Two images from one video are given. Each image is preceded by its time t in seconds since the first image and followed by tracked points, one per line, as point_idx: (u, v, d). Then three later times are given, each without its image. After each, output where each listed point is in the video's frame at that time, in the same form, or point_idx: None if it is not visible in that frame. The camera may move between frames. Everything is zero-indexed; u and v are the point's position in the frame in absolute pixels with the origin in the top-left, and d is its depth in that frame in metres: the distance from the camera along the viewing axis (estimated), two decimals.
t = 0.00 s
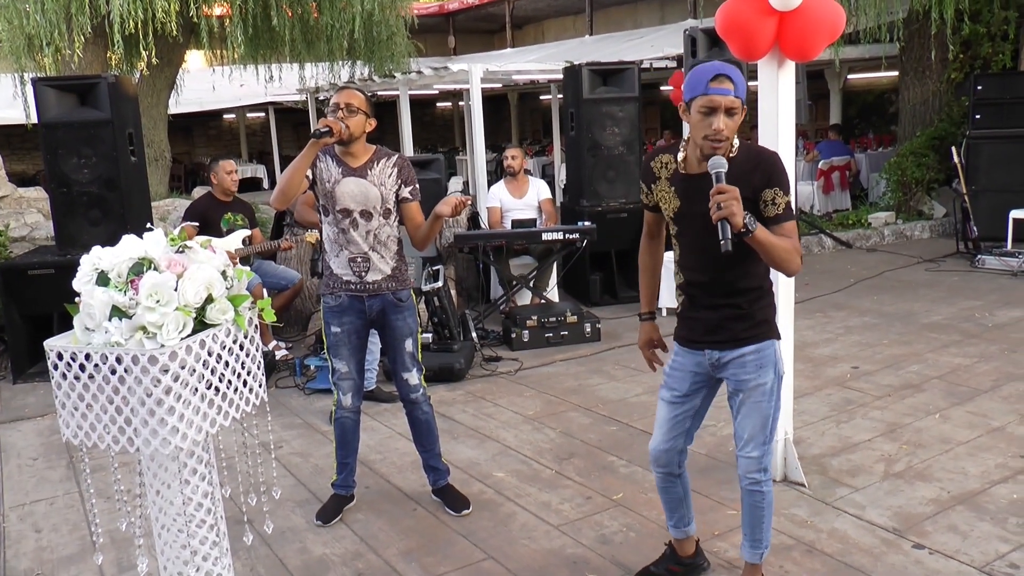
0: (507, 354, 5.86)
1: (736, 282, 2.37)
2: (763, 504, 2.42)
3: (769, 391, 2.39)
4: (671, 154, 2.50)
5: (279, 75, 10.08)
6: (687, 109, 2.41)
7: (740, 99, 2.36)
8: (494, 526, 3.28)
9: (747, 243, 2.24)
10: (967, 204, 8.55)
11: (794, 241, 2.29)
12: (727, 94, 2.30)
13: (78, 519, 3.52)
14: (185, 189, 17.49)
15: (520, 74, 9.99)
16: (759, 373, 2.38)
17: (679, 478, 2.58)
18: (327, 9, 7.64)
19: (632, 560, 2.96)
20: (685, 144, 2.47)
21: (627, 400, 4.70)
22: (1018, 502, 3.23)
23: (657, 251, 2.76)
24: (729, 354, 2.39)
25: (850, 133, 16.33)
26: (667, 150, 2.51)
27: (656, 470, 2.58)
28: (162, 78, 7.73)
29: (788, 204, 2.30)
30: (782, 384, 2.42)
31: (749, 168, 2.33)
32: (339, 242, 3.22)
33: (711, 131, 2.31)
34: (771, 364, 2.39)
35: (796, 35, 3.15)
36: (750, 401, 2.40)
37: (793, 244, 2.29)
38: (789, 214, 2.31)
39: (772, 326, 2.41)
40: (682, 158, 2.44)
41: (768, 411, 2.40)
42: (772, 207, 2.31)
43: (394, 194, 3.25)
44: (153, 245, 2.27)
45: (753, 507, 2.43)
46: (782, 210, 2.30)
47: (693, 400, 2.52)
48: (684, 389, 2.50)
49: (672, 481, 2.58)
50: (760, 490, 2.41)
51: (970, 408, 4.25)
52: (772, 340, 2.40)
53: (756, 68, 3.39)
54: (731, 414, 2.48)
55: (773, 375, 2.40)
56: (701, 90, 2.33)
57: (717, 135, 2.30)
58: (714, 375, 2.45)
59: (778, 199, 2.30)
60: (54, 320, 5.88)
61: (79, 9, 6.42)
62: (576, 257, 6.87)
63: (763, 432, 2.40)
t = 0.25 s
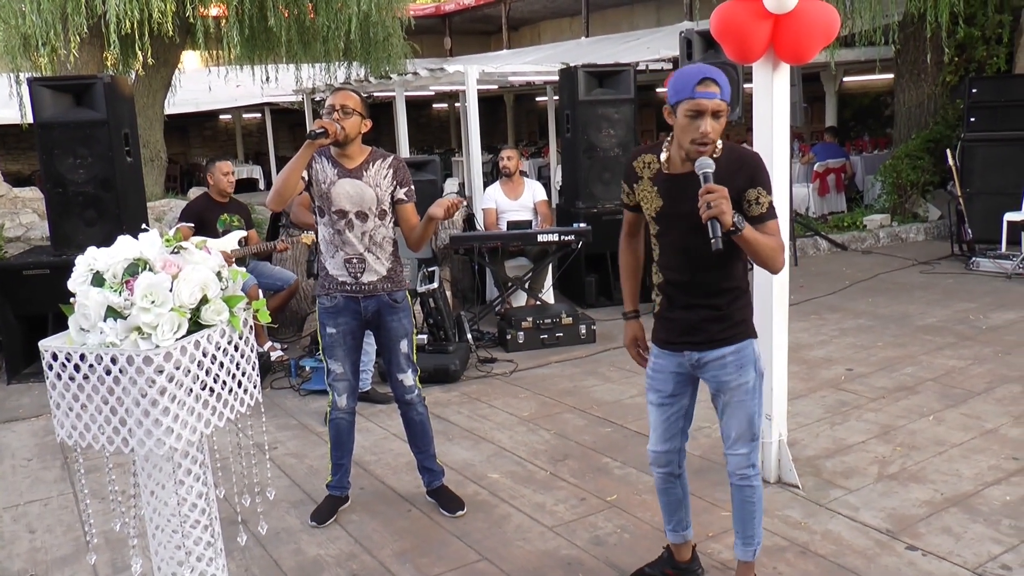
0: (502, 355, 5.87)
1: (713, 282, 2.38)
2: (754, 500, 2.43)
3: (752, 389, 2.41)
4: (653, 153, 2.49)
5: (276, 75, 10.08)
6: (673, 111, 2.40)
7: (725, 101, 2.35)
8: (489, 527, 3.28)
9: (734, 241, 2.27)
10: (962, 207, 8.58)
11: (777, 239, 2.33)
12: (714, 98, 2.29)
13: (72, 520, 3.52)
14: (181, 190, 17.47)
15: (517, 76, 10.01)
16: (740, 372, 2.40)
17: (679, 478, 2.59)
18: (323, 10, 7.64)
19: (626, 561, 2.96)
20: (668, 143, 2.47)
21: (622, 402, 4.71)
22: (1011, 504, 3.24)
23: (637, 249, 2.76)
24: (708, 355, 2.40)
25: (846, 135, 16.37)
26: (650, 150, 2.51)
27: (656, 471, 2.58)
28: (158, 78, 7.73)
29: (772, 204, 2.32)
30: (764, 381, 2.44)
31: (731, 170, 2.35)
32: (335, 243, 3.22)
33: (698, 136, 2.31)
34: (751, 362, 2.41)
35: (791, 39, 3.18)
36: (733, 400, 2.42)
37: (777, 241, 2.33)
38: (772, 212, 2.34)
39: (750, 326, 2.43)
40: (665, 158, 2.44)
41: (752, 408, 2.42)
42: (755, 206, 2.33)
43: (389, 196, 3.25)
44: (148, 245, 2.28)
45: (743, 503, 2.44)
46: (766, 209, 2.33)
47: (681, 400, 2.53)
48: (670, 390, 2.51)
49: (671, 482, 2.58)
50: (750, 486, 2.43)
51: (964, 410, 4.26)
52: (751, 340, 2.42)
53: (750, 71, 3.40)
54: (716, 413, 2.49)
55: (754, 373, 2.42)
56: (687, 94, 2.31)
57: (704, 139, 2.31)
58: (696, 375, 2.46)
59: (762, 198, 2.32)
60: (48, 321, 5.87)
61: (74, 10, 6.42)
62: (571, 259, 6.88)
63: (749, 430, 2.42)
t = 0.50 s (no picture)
0: (498, 357, 5.87)
1: (699, 284, 2.40)
2: (731, 508, 2.43)
3: (731, 388, 2.40)
4: (639, 155, 2.50)
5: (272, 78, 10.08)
6: (642, 120, 2.43)
7: (692, 102, 2.36)
8: (485, 529, 3.28)
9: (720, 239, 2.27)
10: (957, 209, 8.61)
11: (766, 235, 2.33)
12: (676, 102, 2.31)
13: (68, 522, 3.51)
14: (177, 191, 17.44)
15: (513, 78, 10.02)
16: (721, 369, 2.39)
17: (674, 476, 2.60)
18: (319, 12, 7.63)
19: (621, 563, 2.97)
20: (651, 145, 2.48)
21: (618, 404, 4.71)
22: (1005, 506, 3.25)
23: (612, 249, 2.77)
24: (694, 353, 2.41)
25: (841, 137, 16.41)
26: (635, 154, 2.53)
27: (650, 468, 2.59)
28: (154, 80, 7.73)
29: (759, 198, 2.33)
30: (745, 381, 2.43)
31: (715, 169, 2.36)
32: (330, 246, 3.22)
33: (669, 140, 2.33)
34: (734, 361, 2.41)
35: (786, 42, 3.19)
36: (712, 398, 2.41)
37: (765, 235, 2.33)
38: (760, 207, 2.34)
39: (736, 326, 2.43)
40: (648, 161, 2.45)
41: (730, 408, 2.41)
42: (743, 202, 2.34)
43: (385, 198, 3.25)
44: (144, 247, 2.27)
45: (721, 511, 2.44)
46: (754, 204, 2.33)
47: (670, 398, 2.54)
48: (657, 388, 2.52)
49: (666, 479, 2.59)
50: (725, 494, 2.42)
51: (959, 412, 4.28)
52: (735, 341, 2.42)
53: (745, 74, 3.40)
54: (693, 413, 2.49)
55: (736, 373, 2.42)
56: (651, 103, 2.35)
57: (676, 142, 2.31)
58: (681, 374, 2.47)
59: (749, 193, 2.33)
60: (44, 323, 5.86)
61: (70, 11, 6.41)
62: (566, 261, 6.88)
63: (722, 432, 2.41)
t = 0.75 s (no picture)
0: (497, 358, 5.87)
1: (701, 287, 2.40)
2: (729, 513, 2.43)
3: (731, 392, 2.39)
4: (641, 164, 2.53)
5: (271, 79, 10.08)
6: (633, 130, 2.44)
7: (680, 110, 2.36)
8: (484, 530, 3.28)
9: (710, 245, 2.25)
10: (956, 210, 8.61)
11: (762, 241, 2.29)
12: (661, 112, 2.30)
13: (66, 524, 3.50)
14: (176, 193, 17.44)
15: (511, 79, 10.02)
16: (721, 372, 2.39)
17: (671, 478, 2.59)
18: (318, 13, 7.63)
19: (621, 564, 2.97)
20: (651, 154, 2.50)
21: (617, 405, 4.71)
22: (1005, 506, 3.25)
23: (615, 254, 2.76)
24: (694, 355, 2.41)
25: (840, 138, 16.43)
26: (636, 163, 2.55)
27: (647, 469, 2.59)
28: (152, 82, 7.73)
29: (755, 205, 2.31)
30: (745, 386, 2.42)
31: (712, 174, 2.37)
32: (329, 248, 3.22)
33: (658, 150, 2.34)
34: (734, 365, 2.40)
35: (785, 43, 3.19)
36: (711, 401, 2.41)
37: (760, 243, 2.29)
38: (756, 214, 2.32)
39: (738, 330, 2.42)
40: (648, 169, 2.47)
41: (729, 412, 2.40)
42: (738, 209, 2.33)
43: (384, 200, 3.25)
44: (143, 249, 2.27)
45: (719, 516, 2.44)
46: (750, 212, 2.32)
47: (669, 399, 2.54)
48: (657, 388, 2.53)
49: (663, 481, 2.59)
50: (723, 499, 2.41)
51: (958, 413, 4.28)
52: (737, 345, 2.41)
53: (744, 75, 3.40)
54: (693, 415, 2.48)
55: (736, 377, 2.41)
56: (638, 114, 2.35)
57: (665, 152, 2.32)
58: (681, 376, 2.47)
59: (744, 201, 2.32)
60: (42, 324, 5.86)
61: (69, 13, 6.41)
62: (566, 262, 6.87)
63: (721, 436, 2.41)
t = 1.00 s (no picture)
0: (498, 358, 5.87)
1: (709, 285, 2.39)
2: (741, 510, 2.44)
3: (744, 393, 2.39)
4: (659, 154, 2.53)
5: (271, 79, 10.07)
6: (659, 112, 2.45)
7: (708, 96, 2.38)
8: (485, 530, 3.28)
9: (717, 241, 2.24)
10: (957, 209, 8.62)
11: (772, 241, 2.27)
12: (689, 91, 2.33)
13: (67, 524, 3.50)
14: (176, 192, 17.43)
15: (512, 78, 10.01)
16: (734, 374, 2.39)
17: (682, 475, 2.60)
18: (318, 13, 7.62)
19: (623, 564, 2.96)
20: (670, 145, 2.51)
21: (618, 405, 4.71)
22: (1007, 505, 3.25)
23: (638, 251, 2.75)
24: (705, 355, 2.40)
25: (840, 138, 16.42)
26: (654, 155, 2.55)
27: (660, 466, 2.60)
28: (152, 81, 7.72)
29: (767, 204, 2.30)
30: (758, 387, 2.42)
31: (728, 167, 2.36)
32: (330, 247, 3.22)
33: (680, 131, 2.35)
34: (747, 366, 2.39)
35: (785, 42, 3.20)
36: (724, 402, 2.41)
37: (769, 242, 2.27)
38: (768, 213, 2.30)
39: (750, 330, 2.41)
40: (665, 159, 2.48)
41: (742, 413, 2.40)
42: (750, 206, 2.32)
43: (384, 199, 3.24)
44: (144, 248, 2.27)
45: (731, 514, 2.45)
46: (762, 210, 2.30)
47: (682, 398, 2.53)
48: (670, 387, 2.52)
49: (675, 478, 2.59)
50: (736, 497, 2.43)
51: (960, 412, 4.27)
52: (749, 344, 2.40)
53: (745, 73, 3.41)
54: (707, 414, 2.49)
55: (749, 377, 2.41)
56: (667, 92, 2.37)
57: (687, 134, 2.33)
58: (694, 375, 2.47)
59: (757, 198, 2.30)
60: (43, 324, 5.85)
61: (69, 12, 6.40)
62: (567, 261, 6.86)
63: (735, 436, 2.41)
